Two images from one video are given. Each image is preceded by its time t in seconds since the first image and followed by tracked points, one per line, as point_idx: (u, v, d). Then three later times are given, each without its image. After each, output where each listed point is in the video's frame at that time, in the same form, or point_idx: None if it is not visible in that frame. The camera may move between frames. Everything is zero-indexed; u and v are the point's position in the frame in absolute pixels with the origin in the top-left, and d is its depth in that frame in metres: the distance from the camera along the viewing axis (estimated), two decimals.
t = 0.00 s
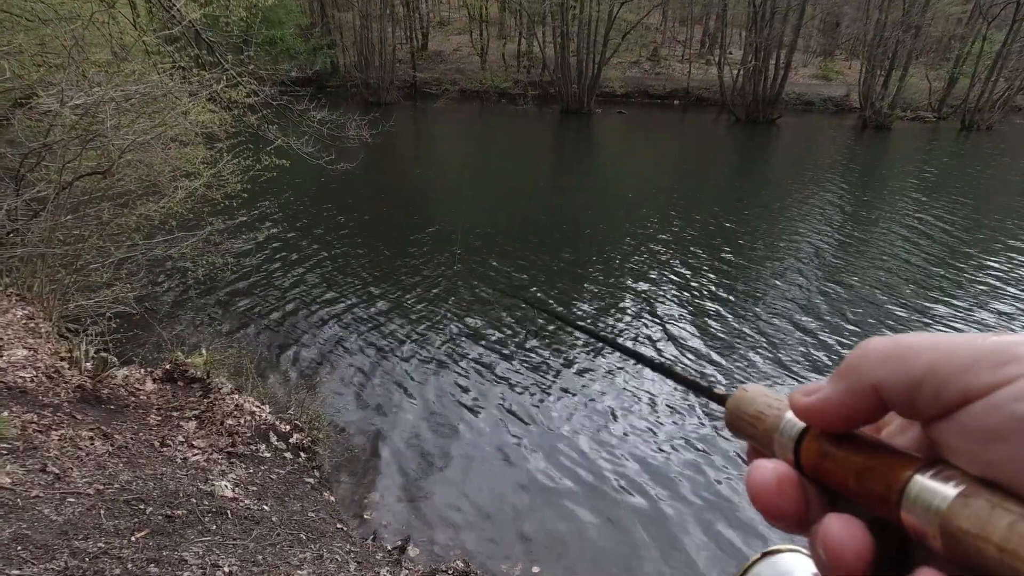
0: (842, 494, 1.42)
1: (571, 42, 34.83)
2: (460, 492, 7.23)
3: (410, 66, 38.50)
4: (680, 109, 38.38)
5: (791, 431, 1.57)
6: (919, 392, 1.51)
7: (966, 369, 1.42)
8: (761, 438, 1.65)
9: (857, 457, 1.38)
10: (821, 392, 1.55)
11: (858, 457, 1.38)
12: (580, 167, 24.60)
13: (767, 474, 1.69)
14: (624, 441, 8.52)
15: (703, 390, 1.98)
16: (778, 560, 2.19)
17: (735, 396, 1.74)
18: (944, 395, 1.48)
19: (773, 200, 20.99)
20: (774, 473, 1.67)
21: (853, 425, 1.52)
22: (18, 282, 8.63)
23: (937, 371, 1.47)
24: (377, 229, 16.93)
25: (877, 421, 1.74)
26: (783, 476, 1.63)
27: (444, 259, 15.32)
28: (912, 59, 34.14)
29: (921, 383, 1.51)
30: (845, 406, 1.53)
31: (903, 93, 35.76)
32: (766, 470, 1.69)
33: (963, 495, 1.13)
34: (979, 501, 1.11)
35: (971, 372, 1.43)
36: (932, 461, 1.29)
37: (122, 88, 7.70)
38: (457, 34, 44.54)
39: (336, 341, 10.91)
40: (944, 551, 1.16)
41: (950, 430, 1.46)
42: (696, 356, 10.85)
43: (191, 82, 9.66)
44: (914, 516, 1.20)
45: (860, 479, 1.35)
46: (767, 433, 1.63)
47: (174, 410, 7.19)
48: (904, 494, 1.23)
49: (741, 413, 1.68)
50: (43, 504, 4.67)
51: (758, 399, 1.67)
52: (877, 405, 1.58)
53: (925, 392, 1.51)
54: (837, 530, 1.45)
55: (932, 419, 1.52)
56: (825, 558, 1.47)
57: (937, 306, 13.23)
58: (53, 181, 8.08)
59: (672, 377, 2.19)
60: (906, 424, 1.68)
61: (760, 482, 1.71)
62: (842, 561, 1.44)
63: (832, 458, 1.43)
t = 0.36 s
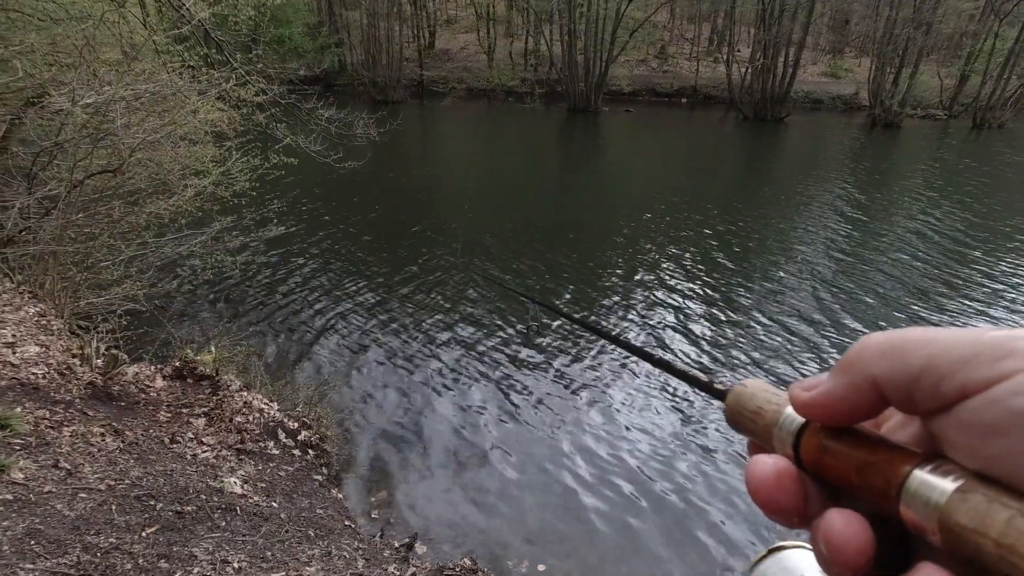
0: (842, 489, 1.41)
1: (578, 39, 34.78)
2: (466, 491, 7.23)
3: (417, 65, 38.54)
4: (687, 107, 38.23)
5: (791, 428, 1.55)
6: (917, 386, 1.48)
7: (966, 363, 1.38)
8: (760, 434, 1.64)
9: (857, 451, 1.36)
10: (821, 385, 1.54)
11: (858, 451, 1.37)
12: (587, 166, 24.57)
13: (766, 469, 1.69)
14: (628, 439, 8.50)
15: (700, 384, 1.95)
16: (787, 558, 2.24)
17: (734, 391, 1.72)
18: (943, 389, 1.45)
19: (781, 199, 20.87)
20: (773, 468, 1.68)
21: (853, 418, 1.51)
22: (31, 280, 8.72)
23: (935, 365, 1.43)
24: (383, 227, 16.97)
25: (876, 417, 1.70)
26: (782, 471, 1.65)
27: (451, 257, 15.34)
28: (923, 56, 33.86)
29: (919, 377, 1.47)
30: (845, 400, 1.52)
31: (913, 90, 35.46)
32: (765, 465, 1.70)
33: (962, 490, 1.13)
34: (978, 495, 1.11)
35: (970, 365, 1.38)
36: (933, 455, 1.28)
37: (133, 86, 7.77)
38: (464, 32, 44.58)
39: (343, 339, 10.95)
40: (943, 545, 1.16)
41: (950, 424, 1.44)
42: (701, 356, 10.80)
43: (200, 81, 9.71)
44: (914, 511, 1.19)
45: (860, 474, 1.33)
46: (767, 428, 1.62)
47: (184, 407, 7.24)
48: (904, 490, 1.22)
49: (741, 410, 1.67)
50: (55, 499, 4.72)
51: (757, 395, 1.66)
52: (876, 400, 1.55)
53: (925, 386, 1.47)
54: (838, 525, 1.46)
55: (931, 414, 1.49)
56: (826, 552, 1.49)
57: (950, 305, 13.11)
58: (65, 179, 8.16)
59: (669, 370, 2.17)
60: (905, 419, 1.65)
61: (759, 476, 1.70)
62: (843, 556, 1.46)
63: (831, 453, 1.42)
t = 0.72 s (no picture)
0: (845, 495, 1.41)
1: (583, 37, 34.71)
2: (469, 489, 7.22)
3: (422, 62, 38.52)
4: (692, 105, 38.09)
5: (793, 432, 1.54)
6: (919, 392, 1.51)
7: (967, 369, 1.41)
8: (762, 440, 1.61)
9: (858, 457, 1.37)
10: (822, 391, 1.54)
11: (859, 457, 1.37)
12: (590, 164, 24.50)
13: (768, 475, 1.70)
14: (630, 438, 8.46)
15: (697, 387, 1.92)
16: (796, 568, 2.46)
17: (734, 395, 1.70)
18: (945, 394, 1.48)
19: (787, 198, 20.77)
20: (774, 473, 1.68)
21: (854, 424, 1.52)
22: (38, 277, 8.77)
23: (935, 371, 1.46)
24: (387, 224, 16.99)
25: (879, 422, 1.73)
26: (784, 477, 1.64)
27: (455, 255, 15.34)
28: (930, 54, 33.65)
29: (921, 383, 1.50)
30: (846, 406, 1.53)
31: (920, 88, 35.23)
32: (766, 472, 1.70)
33: (965, 496, 1.15)
34: (980, 503, 1.12)
35: (970, 372, 1.42)
36: (935, 461, 1.29)
37: (139, 84, 7.81)
38: (468, 30, 44.52)
39: (348, 336, 10.98)
40: (946, 552, 1.17)
41: (951, 430, 1.47)
42: (705, 356, 10.73)
43: (206, 78, 9.74)
44: (916, 517, 1.21)
45: (861, 480, 1.34)
46: (769, 434, 1.59)
47: (190, 402, 7.28)
48: (906, 495, 1.24)
49: (741, 414, 1.63)
50: (64, 494, 4.76)
51: (759, 400, 1.62)
52: (878, 405, 1.57)
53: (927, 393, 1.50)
54: (841, 534, 1.47)
55: (933, 420, 1.52)
56: (829, 559, 1.51)
57: (957, 306, 13.02)
58: (72, 176, 8.20)
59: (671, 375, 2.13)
60: (908, 425, 1.69)
61: (761, 482, 1.70)
62: (846, 563, 1.47)
63: (833, 459, 1.42)
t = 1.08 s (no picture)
0: (842, 503, 1.43)
1: (583, 34, 34.63)
2: (466, 488, 7.19)
3: (421, 58, 38.47)
4: (692, 102, 38.04)
5: (789, 439, 1.59)
6: (916, 400, 1.50)
7: (964, 376, 1.41)
8: (759, 447, 1.66)
9: (856, 466, 1.39)
10: (819, 398, 1.57)
11: (856, 465, 1.40)
12: (589, 161, 24.46)
13: (763, 483, 1.70)
14: (626, 437, 8.44)
15: (696, 394, 1.96)
16: None
17: (731, 403, 1.75)
18: (943, 403, 1.47)
19: (786, 196, 20.75)
20: (770, 481, 1.68)
21: (851, 431, 1.53)
22: (37, 272, 8.75)
23: (933, 378, 1.46)
24: (386, 221, 16.97)
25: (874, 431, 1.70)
26: (780, 486, 1.65)
27: (455, 251, 15.33)
28: (930, 52, 33.62)
29: (918, 391, 1.49)
30: (843, 413, 1.53)
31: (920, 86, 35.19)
32: (762, 480, 1.70)
33: (963, 506, 1.16)
34: (977, 511, 1.14)
35: (969, 379, 1.41)
36: (931, 470, 1.31)
37: (138, 78, 7.80)
38: (468, 26, 44.39)
39: (347, 332, 10.98)
40: (943, 562, 1.19)
41: (949, 440, 1.45)
42: (702, 357, 10.67)
43: (205, 74, 9.71)
44: (912, 526, 1.23)
45: (857, 488, 1.37)
46: (766, 442, 1.64)
47: (189, 398, 7.28)
48: (903, 505, 1.25)
49: (738, 420, 1.70)
50: (63, 488, 4.76)
51: (755, 408, 1.68)
52: (873, 413, 1.57)
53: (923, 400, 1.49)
54: (837, 542, 1.47)
55: (930, 428, 1.50)
56: (824, 568, 1.50)
57: (957, 305, 13.04)
58: (70, 171, 8.18)
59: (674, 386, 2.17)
60: (902, 433, 1.65)
61: (755, 491, 1.70)
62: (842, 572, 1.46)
63: (832, 467, 1.44)
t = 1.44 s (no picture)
0: (842, 491, 1.42)
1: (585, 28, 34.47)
2: (466, 485, 7.15)
3: (423, 53, 38.37)
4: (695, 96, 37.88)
5: (791, 426, 1.56)
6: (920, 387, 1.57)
7: (967, 365, 1.49)
8: (760, 435, 1.63)
9: (857, 453, 1.38)
10: (822, 385, 1.60)
11: (857, 453, 1.38)
12: (591, 156, 24.40)
13: (765, 470, 1.72)
14: (626, 431, 8.44)
15: (701, 386, 1.96)
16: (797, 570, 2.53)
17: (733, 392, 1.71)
18: (945, 390, 1.55)
19: (789, 191, 20.69)
20: (772, 468, 1.70)
21: (853, 418, 1.57)
22: (39, 267, 8.76)
23: (938, 367, 1.53)
24: (388, 216, 16.94)
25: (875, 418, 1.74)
26: (782, 472, 1.66)
27: (456, 246, 15.31)
28: (934, 46, 33.43)
29: (923, 378, 1.56)
30: (848, 399, 1.58)
31: (924, 81, 35.00)
32: (764, 466, 1.72)
33: (963, 492, 1.16)
34: (979, 497, 1.14)
35: (972, 368, 1.49)
36: (933, 457, 1.30)
37: (138, 73, 7.78)
38: (469, 20, 44.25)
39: (349, 327, 10.98)
40: (942, 547, 1.19)
41: (951, 426, 1.54)
42: (702, 353, 10.63)
43: (206, 69, 9.67)
44: (913, 513, 1.22)
45: (858, 475, 1.35)
46: (768, 430, 1.61)
47: (192, 393, 7.30)
48: (904, 490, 1.25)
49: (740, 409, 1.65)
50: (67, 483, 4.78)
51: (758, 396, 1.64)
52: (877, 399, 1.62)
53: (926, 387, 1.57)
54: (837, 526, 1.48)
55: (932, 414, 1.58)
56: (823, 551, 1.53)
57: (960, 300, 13.02)
58: (71, 166, 8.17)
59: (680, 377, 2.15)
60: (902, 421, 1.71)
61: (758, 477, 1.73)
62: (840, 554, 1.49)
63: (833, 455, 1.43)
